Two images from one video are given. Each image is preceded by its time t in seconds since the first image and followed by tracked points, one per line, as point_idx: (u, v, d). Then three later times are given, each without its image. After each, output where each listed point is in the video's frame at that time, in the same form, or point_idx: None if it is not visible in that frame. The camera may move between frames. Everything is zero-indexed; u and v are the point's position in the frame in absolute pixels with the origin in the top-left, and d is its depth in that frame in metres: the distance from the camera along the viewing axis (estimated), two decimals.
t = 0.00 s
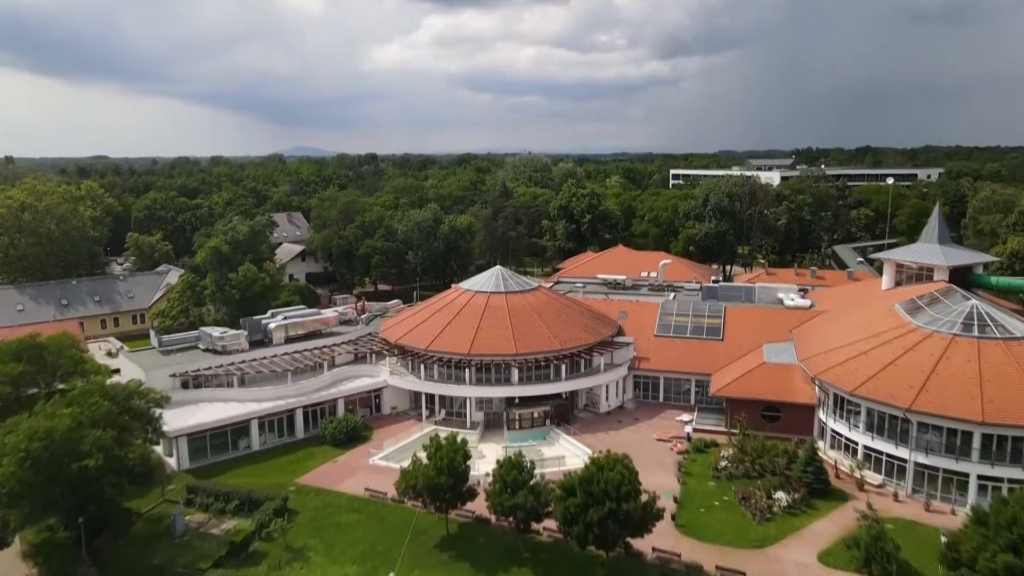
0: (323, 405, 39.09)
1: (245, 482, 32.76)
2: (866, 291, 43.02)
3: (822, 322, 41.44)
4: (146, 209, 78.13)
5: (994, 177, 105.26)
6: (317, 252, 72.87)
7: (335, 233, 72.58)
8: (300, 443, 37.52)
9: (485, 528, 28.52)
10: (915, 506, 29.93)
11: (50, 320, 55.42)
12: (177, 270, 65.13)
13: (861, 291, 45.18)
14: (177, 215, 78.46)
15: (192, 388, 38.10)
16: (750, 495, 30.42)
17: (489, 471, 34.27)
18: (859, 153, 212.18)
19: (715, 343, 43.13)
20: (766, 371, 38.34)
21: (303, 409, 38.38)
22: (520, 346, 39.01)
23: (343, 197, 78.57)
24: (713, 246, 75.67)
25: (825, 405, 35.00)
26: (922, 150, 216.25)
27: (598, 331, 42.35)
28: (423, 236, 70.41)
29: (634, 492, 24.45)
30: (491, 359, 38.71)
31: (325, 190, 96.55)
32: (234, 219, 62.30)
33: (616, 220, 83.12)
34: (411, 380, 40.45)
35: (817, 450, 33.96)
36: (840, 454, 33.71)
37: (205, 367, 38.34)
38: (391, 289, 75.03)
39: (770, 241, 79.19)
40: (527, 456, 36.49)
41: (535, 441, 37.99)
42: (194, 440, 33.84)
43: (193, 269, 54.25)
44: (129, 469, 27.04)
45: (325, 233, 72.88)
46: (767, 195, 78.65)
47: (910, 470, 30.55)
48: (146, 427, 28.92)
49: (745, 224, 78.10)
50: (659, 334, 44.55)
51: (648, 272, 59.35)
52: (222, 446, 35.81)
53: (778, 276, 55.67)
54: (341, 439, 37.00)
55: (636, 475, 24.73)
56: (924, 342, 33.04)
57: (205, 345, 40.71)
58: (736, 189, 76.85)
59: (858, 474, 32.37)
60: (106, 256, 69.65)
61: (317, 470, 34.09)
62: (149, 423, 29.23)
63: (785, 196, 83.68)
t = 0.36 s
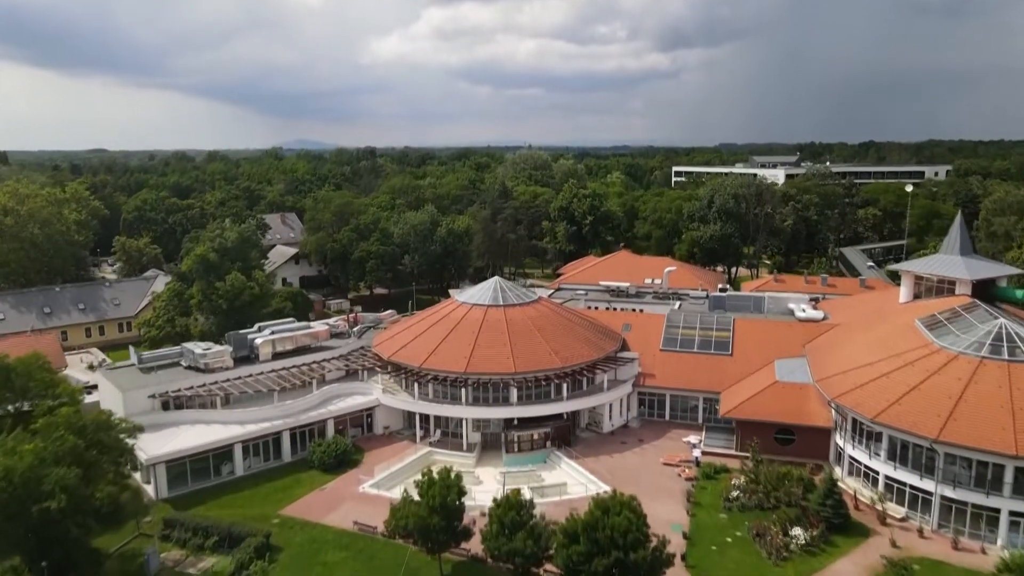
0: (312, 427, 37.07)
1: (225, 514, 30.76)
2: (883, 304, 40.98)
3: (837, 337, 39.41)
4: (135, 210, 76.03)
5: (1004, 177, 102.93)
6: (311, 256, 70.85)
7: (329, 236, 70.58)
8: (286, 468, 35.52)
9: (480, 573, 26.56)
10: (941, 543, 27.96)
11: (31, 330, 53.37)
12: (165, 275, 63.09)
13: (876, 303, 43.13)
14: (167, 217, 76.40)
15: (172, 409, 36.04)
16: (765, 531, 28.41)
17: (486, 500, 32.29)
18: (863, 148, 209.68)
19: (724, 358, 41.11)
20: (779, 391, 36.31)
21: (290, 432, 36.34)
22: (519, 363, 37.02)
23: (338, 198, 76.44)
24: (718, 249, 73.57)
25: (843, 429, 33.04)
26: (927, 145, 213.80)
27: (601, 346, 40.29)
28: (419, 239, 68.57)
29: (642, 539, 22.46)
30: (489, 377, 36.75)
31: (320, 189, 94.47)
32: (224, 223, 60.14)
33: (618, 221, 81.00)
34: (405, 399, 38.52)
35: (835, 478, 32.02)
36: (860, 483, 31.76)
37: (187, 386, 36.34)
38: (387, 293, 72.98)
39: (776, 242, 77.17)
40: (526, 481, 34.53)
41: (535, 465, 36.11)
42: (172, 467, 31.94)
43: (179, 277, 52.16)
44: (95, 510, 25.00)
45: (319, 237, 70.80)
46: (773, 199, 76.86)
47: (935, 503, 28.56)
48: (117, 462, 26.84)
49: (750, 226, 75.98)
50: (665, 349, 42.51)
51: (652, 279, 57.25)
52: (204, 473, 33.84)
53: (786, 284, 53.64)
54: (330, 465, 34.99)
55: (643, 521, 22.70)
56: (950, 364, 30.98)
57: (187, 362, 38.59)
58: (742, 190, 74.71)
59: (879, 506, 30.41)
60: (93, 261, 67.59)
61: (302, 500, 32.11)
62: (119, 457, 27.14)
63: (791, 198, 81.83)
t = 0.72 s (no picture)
0: (299, 452, 35.08)
1: (204, 551, 28.75)
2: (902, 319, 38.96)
3: (853, 355, 37.39)
4: (124, 213, 73.99)
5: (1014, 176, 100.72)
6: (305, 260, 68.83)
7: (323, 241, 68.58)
8: (271, 496, 33.54)
9: None
10: None
11: (11, 340, 51.32)
12: (152, 281, 60.99)
13: (893, 317, 41.11)
14: (157, 219, 74.27)
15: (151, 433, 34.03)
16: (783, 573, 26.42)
17: (483, 534, 30.34)
18: (866, 142, 207.09)
19: (733, 376, 39.10)
20: (794, 413, 34.30)
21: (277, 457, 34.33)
22: (518, 385, 34.98)
23: (332, 199, 74.32)
24: (723, 253, 71.51)
25: (863, 458, 31.06)
26: (932, 140, 211.30)
27: (605, 364, 38.26)
28: (416, 243, 66.61)
29: None
30: (486, 399, 34.73)
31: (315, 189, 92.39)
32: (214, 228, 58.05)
33: (621, 223, 78.94)
34: (398, 421, 36.54)
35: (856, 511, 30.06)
36: (882, 517, 29.80)
37: (166, 409, 34.32)
38: (383, 298, 70.98)
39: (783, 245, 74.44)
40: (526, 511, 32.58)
41: (535, 493, 34.14)
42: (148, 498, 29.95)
43: (164, 285, 50.11)
44: (58, 558, 22.93)
45: (311, 241, 68.80)
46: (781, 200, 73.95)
47: (965, 542, 26.58)
48: (84, 503, 24.71)
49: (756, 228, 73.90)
50: (671, 365, 40.49)
51: (656, 286, 55.20)
52: (184, 503, 31.86)
53: (796, 292, 51.60)
54: (318, 493, 33.00)
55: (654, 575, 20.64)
56: (980, 390, 28.88)
57: (168, 382, 36.56)
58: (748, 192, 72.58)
59: (904, 544, 28.45)
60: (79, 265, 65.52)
61: (288, 534, 30.13)
62: (87, 496, 25.08)
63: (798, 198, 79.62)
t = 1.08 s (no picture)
0: (286, 479, 33.18)
1: None
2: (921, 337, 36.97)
3: (871, 375, 35.43)
4: (113, 217, 72.02)
5: None
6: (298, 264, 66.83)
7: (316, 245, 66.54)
8: (255, 528, 31.65)
9: None
10: None
11: None
12: (138, 289, 59.04)
13: (911, 334, 39.17)
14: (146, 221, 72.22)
15: (128, 462, 32.04)
16: None
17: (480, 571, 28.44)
18: (869, 137, 204.86)
19: (743, 396, 37.15)
20: (809, 439, 32.36)
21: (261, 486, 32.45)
22: (517, 409, 32.97)
23: (326, 201, 72.23)
24: (729, 257, 69.45)
25: (884, 491, 29.15)
26: (937, 135, 209.34)
27: (608, 384, 36.28)
28: (412, 248, 64.59)
29: None
30: (483, 425, 32.73)
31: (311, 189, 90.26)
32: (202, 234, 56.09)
33: (623, 225, 76.83)
34: (391, 446, 34.62)
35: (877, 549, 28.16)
36: (906, 556, 27.90)
37: (144, 435, 32.36)
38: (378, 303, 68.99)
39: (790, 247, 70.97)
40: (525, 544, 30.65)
41: (535, 524, 32.23)
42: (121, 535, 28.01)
43: (149, 295, 48.17)
44: None
45: (304, 245, 66.74)
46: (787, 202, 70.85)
47: None
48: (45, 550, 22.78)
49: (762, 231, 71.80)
50: (678, 384, 38.52)
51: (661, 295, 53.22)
52: (162, 537, 29.96)
53: (807, 302, 49.54)
54: (304, 525, 31.10)
55: None
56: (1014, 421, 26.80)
57: (148, 405, 34.60)
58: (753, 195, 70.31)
59: None
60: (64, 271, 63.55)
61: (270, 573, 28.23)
62: (50, 542, 23.12)
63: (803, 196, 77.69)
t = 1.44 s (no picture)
0: (271, 511, 31.28)
1: None
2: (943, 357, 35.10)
3: (891, 399, 33.49)
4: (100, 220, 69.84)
5: None
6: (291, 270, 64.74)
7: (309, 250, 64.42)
8: (237, 565, 29.77)
9: None
10: None
11: None
12: (123, 297, 57.00)
13: (930, 352, 37.28)
14: (134, 225, 70.04)
15: (102, 494, 30.13)
16: None
17: None
18: (874, 131, 202.20)
19: (755, 420, 35.23)
20: (826, 470, 30.42)
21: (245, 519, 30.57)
22: (517, 437, 30.99)
23: (320, 204, 70.08)
24: (734, 262, 67.41)
25: (909, 530, 27.24)
26: (943, 130, 206.57)
27: (613, 407, 34.32)
28: (408, 254, 62.57)
29: None
30: (481, 454, 30.77)
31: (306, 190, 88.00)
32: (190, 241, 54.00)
33: (625, 228, 74.71)
34: (382, 474, 32.70)
35: None
36: None
37: (120, 466, 30.43)
38: (374, 309, 67.00)
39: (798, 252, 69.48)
40: None
41: (535, 560, 30.34)
42: None
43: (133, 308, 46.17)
44: None
45: (298, 250, 64.58)
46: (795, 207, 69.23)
47: None
48: None
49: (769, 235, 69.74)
50: (685, 406, 36.59)
51: (666, 305, 51.24)
52: None
53: (818, 313, 47.64)
54: (290, 563, 29.22)
55: None
56: None
57: (125, 432, 32.70)
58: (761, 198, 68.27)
59: None
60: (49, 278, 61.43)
61: None
62: None
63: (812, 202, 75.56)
